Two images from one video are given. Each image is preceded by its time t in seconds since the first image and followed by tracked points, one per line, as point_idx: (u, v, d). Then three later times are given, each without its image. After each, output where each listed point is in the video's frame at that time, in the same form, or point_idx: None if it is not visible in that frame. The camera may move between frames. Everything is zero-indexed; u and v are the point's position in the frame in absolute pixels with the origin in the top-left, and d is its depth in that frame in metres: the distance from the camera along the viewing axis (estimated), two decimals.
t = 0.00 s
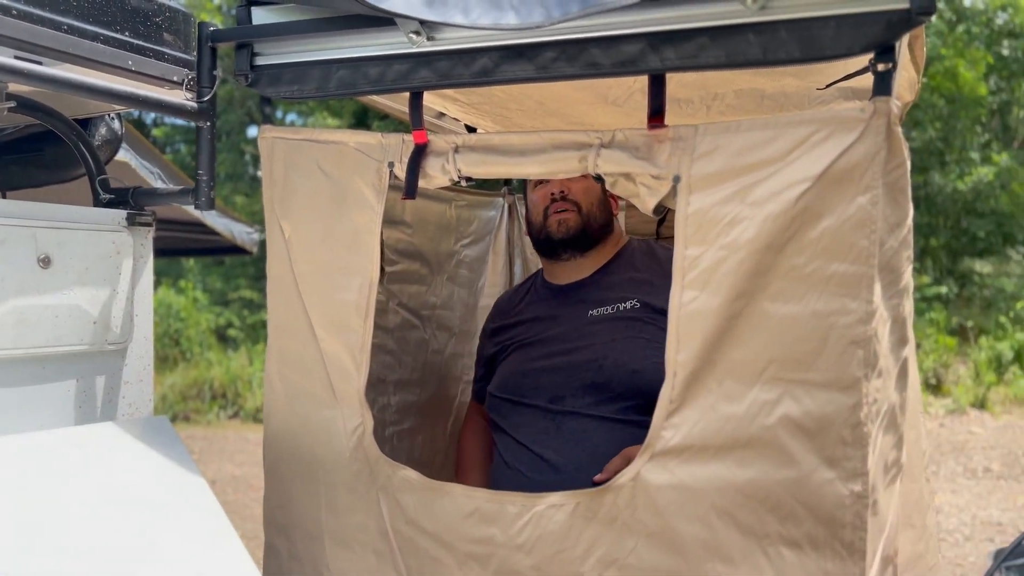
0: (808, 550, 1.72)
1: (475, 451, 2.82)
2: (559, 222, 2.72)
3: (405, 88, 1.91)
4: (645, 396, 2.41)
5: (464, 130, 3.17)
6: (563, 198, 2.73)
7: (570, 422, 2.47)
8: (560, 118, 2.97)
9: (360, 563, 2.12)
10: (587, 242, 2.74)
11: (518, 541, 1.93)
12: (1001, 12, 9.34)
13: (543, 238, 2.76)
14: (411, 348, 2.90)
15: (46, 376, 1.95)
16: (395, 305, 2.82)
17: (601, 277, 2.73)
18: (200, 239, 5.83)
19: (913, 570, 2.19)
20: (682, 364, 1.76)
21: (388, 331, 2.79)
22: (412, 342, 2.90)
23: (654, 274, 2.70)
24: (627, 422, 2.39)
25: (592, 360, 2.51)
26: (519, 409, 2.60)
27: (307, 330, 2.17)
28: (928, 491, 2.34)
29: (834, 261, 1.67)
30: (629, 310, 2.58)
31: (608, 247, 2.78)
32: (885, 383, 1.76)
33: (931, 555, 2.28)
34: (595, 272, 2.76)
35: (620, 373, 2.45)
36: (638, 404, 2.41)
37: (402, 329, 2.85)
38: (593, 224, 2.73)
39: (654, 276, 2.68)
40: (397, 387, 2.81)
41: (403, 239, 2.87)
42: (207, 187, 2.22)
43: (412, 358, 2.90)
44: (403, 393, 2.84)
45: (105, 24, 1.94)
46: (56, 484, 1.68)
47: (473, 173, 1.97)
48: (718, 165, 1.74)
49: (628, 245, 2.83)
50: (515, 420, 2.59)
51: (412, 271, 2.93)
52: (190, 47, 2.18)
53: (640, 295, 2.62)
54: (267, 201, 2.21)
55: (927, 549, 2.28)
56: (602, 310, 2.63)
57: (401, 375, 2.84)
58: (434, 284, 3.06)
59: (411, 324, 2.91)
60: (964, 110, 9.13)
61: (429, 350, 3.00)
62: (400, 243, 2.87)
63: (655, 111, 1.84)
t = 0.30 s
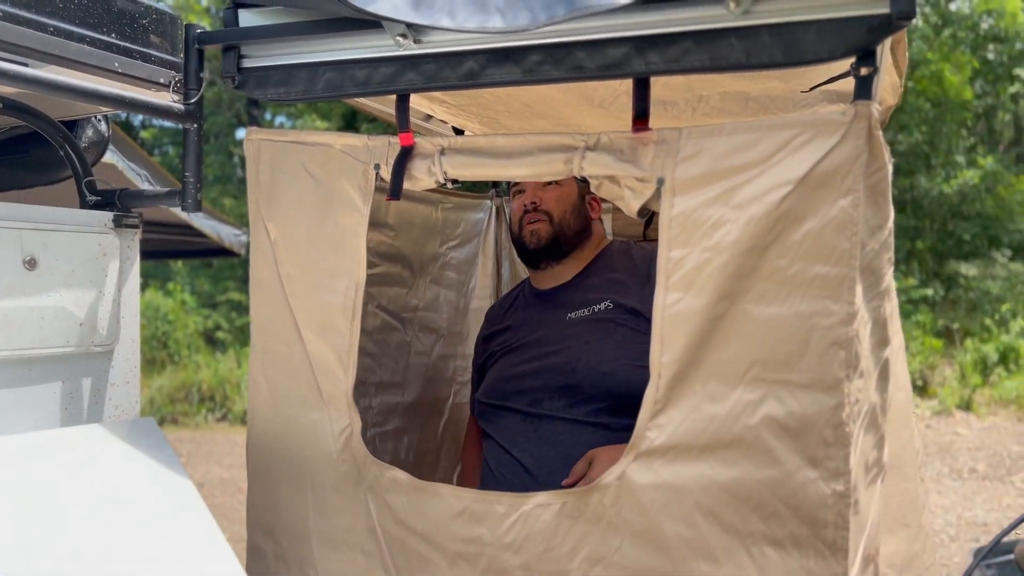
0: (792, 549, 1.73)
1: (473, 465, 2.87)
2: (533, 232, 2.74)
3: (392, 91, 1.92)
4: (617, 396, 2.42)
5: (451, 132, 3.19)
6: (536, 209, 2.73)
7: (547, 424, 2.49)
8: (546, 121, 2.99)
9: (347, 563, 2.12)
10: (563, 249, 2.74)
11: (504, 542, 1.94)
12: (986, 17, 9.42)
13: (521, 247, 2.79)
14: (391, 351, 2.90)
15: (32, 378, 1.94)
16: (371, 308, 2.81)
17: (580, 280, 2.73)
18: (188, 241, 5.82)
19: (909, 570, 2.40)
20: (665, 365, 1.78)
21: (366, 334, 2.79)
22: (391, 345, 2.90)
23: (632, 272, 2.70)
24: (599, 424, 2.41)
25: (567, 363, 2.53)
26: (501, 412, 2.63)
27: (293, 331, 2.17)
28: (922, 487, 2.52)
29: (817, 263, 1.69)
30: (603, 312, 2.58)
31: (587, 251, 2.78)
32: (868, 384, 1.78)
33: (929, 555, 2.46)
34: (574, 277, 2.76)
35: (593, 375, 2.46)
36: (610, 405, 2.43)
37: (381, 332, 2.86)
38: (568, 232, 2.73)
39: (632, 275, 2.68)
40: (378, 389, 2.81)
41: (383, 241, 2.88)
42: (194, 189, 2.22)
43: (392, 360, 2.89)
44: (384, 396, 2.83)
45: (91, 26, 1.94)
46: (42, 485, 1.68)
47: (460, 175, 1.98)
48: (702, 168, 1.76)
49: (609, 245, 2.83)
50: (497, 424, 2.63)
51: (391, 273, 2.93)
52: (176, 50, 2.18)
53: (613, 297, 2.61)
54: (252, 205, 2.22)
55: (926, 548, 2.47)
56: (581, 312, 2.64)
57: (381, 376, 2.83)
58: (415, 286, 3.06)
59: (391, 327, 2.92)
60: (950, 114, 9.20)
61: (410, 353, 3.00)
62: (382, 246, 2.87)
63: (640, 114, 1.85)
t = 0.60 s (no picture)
0: (778, 551, 1.74)
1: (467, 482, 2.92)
2: (540, 242, 2.78)
3: (382, 95, 1.92)
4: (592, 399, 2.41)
5: (443, 136, 3.20)
6: (544, 219, 2.77)
7: (527, 425, 2.51)
8: (537, 124, 3.00)
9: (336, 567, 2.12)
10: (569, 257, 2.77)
11: (493, 545, 1.95)
12: (977, 20, 9.47)
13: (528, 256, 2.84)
14: (388, 354, 2.90)
15: (22, 382, 1.94)
16: (369, 311, 2.82)
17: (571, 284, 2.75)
18: (180, 243, 5.81)
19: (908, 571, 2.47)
20: (653, 368, 1.79)
21: (361, 337, 2.80)
22: (389, 347, 2.91)
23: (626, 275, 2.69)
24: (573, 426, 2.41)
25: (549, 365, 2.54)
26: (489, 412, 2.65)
27: (283, 335, 2.18)
28: (915, 486, 2.61)
29: (804, 266, 1.70)
30: (589, 317, 2.58)
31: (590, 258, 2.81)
32: (854, 387, 1.79)
33: (925, 555, 2.55)
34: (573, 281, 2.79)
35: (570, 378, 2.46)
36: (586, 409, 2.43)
37: (378, 334, 2.87)
38: (576, 240, 2.76)
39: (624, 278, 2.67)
40: (373, 392, 2.82)
41: (377, 244, 2.89)
42: (185, 193, 2.23)
43: (388, 363, 2.90)
44: (380, 398, 2.84)
45: (82, 30, 1.94)
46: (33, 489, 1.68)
47: (450, 178, 1.99)
48: (691, 172, 1.77)
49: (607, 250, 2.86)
50: (486, 422, 2.65)
51: (387, 276, 2.93)
52: (167, 53, 2.19)
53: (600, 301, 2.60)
54: (243, 208, 2.22)
55: (921, 547, 2.56)
56: (569, 315, 2.64)
57: (379, 380, 2.85)
58: (410, 289, 3.07)
59: (388, 329, 2.92)
60: (941, 116, 9.25)
61: (406, 355, 3.01)
62: (376, 249, 2.88)
63: (629, 119, 1.87)
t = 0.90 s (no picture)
0: (773, 554, 1.74)
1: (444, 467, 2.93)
2: (542, 241, 2.78)
3: (378, 98, 1.92)
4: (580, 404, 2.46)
5: (439, 139, 3.20)
6: (548, 217, 2.75)
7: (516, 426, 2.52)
8: (533, 127, 3.00)
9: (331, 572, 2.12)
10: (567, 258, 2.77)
11: (488, 549, 1.95)
12: (972, 23, 9.48)
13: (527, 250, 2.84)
14: (388, 356, 2.91)
15: (17, 386, 1.94)
16: (368, 313, 2.81)
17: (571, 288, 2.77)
18: (176, 246, 5.81)
19: (913, 573, 2.53)
20: (648, 371, 1.79)
21: (361, 339, 2.79)
22: (387, 349, 2.91)
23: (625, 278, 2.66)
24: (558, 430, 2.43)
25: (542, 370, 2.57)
26: (482, 413, 2.64)
27: (279, 338, 2.17)
28: (917, 488, 2.64)
29: (798, 269, 1.70)
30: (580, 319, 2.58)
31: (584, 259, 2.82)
32: (850, 389, 1.79)
33: (928, 558, 2.58)
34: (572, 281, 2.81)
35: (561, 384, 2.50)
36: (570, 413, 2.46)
37: (377, 337, 2.86)
38: (577, 240, 2.76)
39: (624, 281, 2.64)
40: (372, 394, 2.82)
41: (375, 246, 2.88)
42: (181, 196, 2.22)
43: (388, 366, 2.90)
44: (379, 400, 2.84)
45: (77, 34, 1.94)
46: (28, 492, 1.68)
47: (446, 182, 1.99)
48: (686, 175, 1.77)
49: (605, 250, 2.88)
50: (476, 421, 2.65)
51: (385, 278, 2.93)
52: (162, 57, 2.20)
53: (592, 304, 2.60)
54: (238, 211, 2.22)
55: (925, 550, 2.59)
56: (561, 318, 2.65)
57: (377, 382, 2.85)
58: (409, 292, 3.06)
59: (387, 332, 2.92)
60: (937, 119, 9.26)
61: (405, 359, 3.01)
62: (374, 251, 2.87)
63: (624, 122, 1.87)
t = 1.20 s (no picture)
0: (771, 557, 1.74)
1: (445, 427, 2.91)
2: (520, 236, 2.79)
3: (376, 102, 1.92)
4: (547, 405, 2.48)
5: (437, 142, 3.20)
6: (526, 212, 2.78)
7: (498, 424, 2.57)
8: (532, 130, 3.00)
9: None
10: (544, 258, 2.75)
11: (486, 552, 1.94)
12: (970, 25, 9.49)
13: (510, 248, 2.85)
14: (383, 360, 2.90)
15: (15, 390, 1.93)
16: (365, 317, 2.81)
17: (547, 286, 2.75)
18: (174, 249, 5.81)
19: None
20: (647, 374, 1.79)
21: (360, 342, 2.80)
22: (383, 353, 2.91)
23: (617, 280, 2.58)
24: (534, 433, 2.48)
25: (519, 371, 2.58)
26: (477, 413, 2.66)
27: (274, 341, 2.18)
28: (921, 490, 2.65)
29: (797, 272, 1.70)
30: (564, 322, 2.58)
31: (570, 260, 2.76)
32: (849, 392, 1.79)
33: (937, 560, 2.61)
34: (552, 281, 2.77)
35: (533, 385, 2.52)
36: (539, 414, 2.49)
37: (373, 340, 2.86)
38: (551, 239, 2.72)
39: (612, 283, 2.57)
40: (367, 398, 2.82)
41: (373, 249, 2.88)
42: (180, 200, 2.22)
43: (383, 369, 2.90)
44: (373, 404, 2.84)
45: (75, 38, 1.94)
46: (27, 496, 1.68)
47: (445, 185, 1.99)
48: (685, 177, 1.77)
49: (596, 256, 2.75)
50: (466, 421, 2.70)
51: (382, 282, 2.93)
52: (161, 60, 2.19)
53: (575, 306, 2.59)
54: (236, 215, 2.22)
55: (932, 551, 2.62)
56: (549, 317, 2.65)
57: (372, 386, 2.85)
58: (405, 295, 3.06)
59: (383, 336, 2.92)
60: (935, 121, 9.27)
61: (399, 363, 3.01)
62: (372, 254, 2.87)
63: (622, 125, 1.87)
